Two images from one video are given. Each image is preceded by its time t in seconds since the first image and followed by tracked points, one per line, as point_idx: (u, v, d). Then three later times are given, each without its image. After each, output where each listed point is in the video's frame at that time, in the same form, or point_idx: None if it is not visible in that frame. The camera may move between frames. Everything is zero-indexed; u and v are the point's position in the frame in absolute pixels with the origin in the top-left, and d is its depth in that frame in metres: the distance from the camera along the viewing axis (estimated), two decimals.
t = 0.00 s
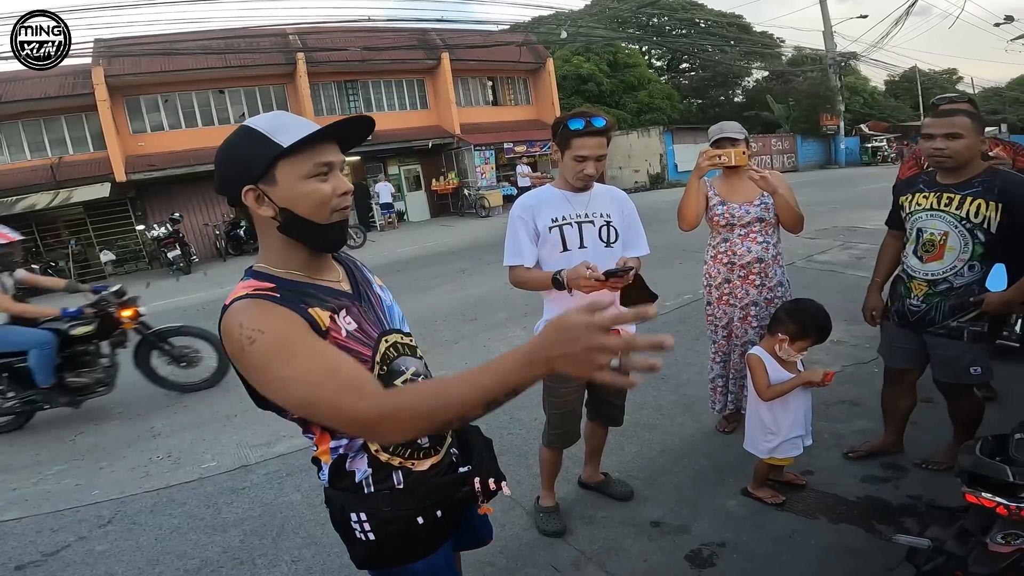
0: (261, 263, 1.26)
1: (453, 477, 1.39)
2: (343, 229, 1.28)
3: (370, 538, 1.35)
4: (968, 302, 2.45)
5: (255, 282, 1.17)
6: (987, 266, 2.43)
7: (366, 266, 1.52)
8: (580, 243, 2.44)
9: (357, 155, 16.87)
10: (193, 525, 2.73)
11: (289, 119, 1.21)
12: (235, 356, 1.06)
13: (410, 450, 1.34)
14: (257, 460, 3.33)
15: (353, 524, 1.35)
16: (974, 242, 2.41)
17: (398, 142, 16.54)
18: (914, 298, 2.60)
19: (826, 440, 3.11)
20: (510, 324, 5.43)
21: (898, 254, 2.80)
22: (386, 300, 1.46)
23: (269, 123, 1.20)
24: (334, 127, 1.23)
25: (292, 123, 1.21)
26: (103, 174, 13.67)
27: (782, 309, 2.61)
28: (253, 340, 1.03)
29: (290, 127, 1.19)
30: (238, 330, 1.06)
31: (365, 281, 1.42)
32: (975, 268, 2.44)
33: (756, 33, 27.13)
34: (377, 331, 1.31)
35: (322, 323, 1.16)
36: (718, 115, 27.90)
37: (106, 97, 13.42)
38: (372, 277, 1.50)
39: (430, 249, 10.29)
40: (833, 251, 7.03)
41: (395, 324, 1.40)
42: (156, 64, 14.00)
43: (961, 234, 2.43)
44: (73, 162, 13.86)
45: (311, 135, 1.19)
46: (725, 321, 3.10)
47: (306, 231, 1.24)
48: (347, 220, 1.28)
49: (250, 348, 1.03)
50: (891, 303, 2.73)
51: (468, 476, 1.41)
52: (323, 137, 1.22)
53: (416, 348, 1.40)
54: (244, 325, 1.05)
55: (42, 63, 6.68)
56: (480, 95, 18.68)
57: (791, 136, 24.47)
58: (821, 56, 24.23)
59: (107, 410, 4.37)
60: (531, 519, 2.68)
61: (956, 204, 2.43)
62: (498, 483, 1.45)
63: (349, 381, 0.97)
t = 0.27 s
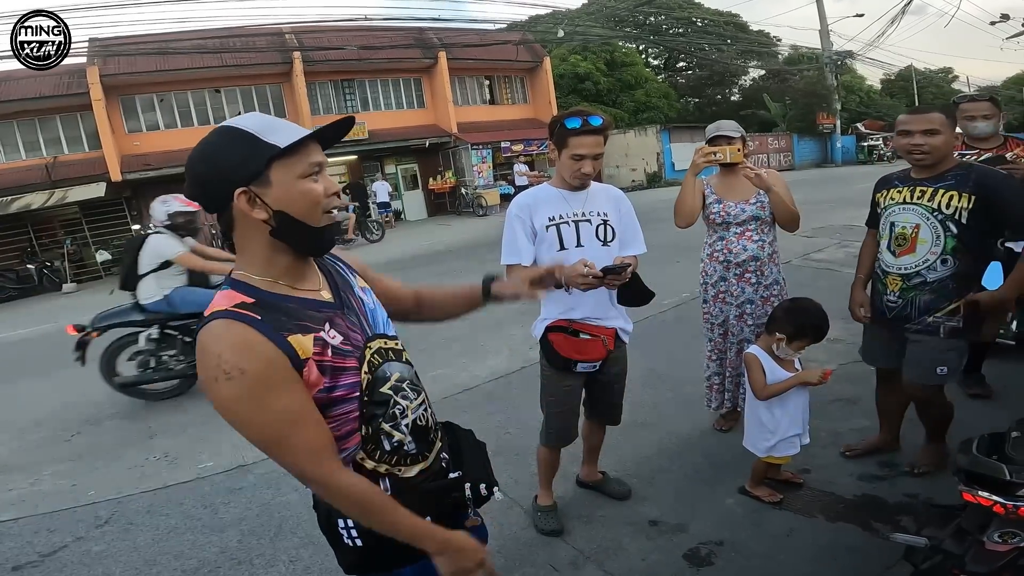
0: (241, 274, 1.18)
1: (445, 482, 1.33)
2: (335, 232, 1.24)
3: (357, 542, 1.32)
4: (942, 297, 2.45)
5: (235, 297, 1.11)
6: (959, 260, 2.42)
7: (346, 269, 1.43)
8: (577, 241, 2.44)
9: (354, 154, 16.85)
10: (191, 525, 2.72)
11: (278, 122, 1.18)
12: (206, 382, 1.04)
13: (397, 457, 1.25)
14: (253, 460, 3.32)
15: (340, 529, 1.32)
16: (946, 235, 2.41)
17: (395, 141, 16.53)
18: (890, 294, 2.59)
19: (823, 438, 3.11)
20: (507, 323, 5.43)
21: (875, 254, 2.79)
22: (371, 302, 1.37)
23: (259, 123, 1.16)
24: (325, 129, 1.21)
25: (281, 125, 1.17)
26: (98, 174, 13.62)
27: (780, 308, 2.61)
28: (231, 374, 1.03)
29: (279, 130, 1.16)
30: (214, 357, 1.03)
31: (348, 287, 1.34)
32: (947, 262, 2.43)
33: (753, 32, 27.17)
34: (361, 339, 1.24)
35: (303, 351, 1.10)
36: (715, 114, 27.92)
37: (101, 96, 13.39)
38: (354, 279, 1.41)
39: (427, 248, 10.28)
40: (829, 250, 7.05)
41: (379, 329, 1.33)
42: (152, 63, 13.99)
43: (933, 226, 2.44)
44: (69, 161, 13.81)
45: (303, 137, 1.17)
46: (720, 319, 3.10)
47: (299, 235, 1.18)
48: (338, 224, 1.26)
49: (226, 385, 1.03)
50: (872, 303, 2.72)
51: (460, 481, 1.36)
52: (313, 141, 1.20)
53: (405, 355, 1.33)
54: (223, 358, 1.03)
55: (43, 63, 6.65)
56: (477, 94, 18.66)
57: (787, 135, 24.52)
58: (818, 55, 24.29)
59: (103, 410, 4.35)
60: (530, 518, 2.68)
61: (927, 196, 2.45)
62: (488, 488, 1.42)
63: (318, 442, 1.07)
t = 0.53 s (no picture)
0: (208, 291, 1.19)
1: (416, 503, 1.27)
2: (282, 242, 1.15)
3: (320, 544, 1.28)
4: (928, 299, 2.40)
5: (189, 320, 1.12)
6: (944, 263, 2.37)
7: (333, 253, 1.33)
8: (574, 241, 2.44)
9: (351, 154, 16.87)
10: (188, 526, 2.71)
11: (195, 127, 1.10)
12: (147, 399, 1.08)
13: (360, 474, 1.20)
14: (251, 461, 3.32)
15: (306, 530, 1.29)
16: (931, 236, 2.37)
17: (392, 141, 16.55)
18: (880, 295, 2.56)
19: (819, 438, 3.12)
20: (504, 323, 5.43)
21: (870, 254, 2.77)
22: (349, 303, 1.26)
23: (181, 126, 1.11)
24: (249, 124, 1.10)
25: (198, 129, 1.10)
26: (94, 174, 13.58)
27: (777, 308, 2.62)
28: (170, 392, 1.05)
29: (195, 134, 1.09)
30: (152, 380, 1.07)
31: (324, 287, 1.25)
32: (930, 265, 2.39)
33: (750, 32, 27.19)
34: (328, 353, 1.17)
35: (239, 380, 1.07)
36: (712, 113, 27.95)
37: (97, 96, 13.37)
38: (337, 272, 1.30)
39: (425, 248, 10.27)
40: (826, 249, 7.07)
41: (356, 337, 1.23)
42: (149, 64, 13.97)
43: (917, 227, 2.41)
44: (65, 161, 13.76)
45: (214, 137, 1.08)
46: (716, 319, 3.11)
47: (237, 250, 1.13)
48: (288, 229, 1.16)
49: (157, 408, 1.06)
50: (867, 303, 2.70)
51: (435, 503, 1.30)
52: (237, 145, 1.12)
53: (386, 365, 1.26)
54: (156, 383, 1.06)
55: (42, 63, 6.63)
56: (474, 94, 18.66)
57: (784, 135, 24.58)
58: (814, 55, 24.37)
59: (99, 411, 4.34)
60: (528, 517, 2.68)
61: (914, 196, 2.42)
62: (469, 515, 1.33)
63: (244, 473, 1.11)
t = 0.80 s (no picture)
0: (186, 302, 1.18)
1: (400, 520, 1.23)
2: (251, 256, 1.11)
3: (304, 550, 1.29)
4: (927, 316, 2.31)
5: (165, 330, 1.12)
6: (947, 278, 2.27)
7: (317, 260, 1.31)
8: (573, 241, 2.44)
9: (352, 156, 16.88)
10: (188, 526, 2.72)
11: (153, 134, 1.06)
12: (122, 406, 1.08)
13: (339, 488, 1.17)
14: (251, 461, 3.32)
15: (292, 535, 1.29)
16: (934, 250, 2.28)
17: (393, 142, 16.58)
18: (883, 306, 2.50)
19: (819, 438, 3.12)
20: (504, 324, 5.42)
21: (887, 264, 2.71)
22: (332, 312, 1.23)
23: (140, 137, 1.07)
24: (209, 131, 1.06)
25: (157, 135, 1.06)
26: (94, 175, 13.59)
27: (776, 309, 2.62)
28: (142, 405, 1.05)
29: (154, 140, 1.06)
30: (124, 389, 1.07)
31: (306, 297, 1.22)
32: (930, 280, 2.30)
33: (750, 32, 27.19)
34: (306, 365, 1.14)
35: (209, 395, 1.06)
36: (712, 114, 27.94)
37: (98, 97, 13.38)
38: (320, 281, 1.27)
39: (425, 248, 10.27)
40: (826, 249, 7.07)
41: (338, 348, 1.20)
42: (149, 64, 13.98)
43: (922, 239, 2.32)
44: (65, 162, 13.77)
45: (169, 144, 1.04)
46: (715, 318, 3.11)
47: (205, 264, 1.11)
48: (257, 244, 1.13)
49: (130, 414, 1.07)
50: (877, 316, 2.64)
51: (421, 521, 1.25)
52: (198, 155, 1.09)
53: (370, 377, 1.21)
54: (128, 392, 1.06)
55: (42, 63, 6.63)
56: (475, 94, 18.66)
57: (784, 135, 24.57)
58: (814, 55, 24.38)
59: (100, 412, 4.35)
60: (528, 518, 2.69)
61: (925, 205, 2.32)
62: (454, 534, 1.28)
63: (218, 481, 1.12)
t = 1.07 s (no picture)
0: (177, 308, 1.18)
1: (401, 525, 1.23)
2: (228, 263, 1.11)
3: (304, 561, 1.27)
4: (948, 335, 2.05)
5: (156, 336, 1.11)
6: (970, 298, 1.97)
7: (310, 267, 1.32)
8: (571, 243, 2.45)
9: (352, 157, 16.92)
10: (190, 527, 2.73)
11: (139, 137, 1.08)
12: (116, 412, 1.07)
13: (339, 494, 1.17)
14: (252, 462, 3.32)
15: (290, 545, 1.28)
16: (955, 267, 1.99)
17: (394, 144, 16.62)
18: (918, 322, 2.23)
19: (819, 439, 3.13)
20: (504, 325, 5.43)
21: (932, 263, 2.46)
22: (326, 319, 1.24)
23: (131, 139, 1.08)
24: (192, 135, 1.07)
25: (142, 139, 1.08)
26: (95, 176, 13.61)
27: (774, 310, 2.62)
28: (138, 413, 1.04)
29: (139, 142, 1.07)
30: (116, 397, 1.06)
31: (299, 303, 1.23)
32: (954, 300, 2.01)
33: (750, 33, 27.19)
34: (302, 371, 1.15)
35: (205, 401, 1.06)
36: (712, 115, 27.95)
37: (99, 99, 13.41)
38: (313, 288, 1.28)
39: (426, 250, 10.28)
40: (827, 250, 7.08)
41: (333, 354, 1.21)
42: (150, 66, 14.01)
43: (946, 253, 2.02)
44: (66, 164, 13.81)
45: (152, 146, 1.05)
46: (715, 319, 3.11)
47: (187, 270, 1.11)
48: (237, 251, 1.12)
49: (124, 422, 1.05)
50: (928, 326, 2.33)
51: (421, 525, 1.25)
52: (183, 158, 1.10)
53: (366, 382, 1.22)
54: (122, 400, 1.05)
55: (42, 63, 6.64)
56: (475, 96, 18.69)
57: (784, 137, 24.56)
58: (814, 56, 24.40)
59: (100, 412, 4.36)
60: (528, 519, 2.69)
61: (950, 215, 2.01)
62: (455, 538, 1.28)
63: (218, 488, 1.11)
